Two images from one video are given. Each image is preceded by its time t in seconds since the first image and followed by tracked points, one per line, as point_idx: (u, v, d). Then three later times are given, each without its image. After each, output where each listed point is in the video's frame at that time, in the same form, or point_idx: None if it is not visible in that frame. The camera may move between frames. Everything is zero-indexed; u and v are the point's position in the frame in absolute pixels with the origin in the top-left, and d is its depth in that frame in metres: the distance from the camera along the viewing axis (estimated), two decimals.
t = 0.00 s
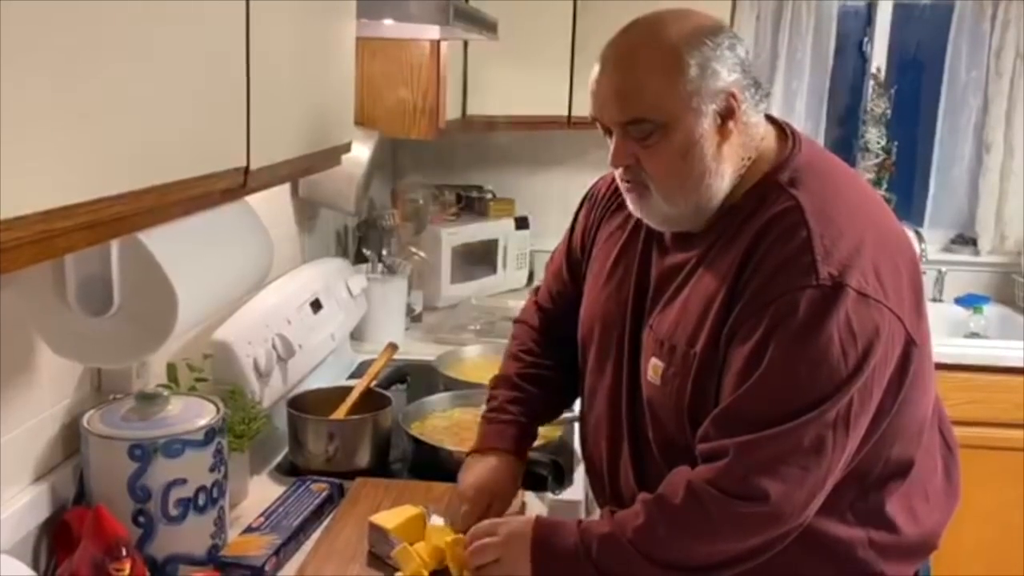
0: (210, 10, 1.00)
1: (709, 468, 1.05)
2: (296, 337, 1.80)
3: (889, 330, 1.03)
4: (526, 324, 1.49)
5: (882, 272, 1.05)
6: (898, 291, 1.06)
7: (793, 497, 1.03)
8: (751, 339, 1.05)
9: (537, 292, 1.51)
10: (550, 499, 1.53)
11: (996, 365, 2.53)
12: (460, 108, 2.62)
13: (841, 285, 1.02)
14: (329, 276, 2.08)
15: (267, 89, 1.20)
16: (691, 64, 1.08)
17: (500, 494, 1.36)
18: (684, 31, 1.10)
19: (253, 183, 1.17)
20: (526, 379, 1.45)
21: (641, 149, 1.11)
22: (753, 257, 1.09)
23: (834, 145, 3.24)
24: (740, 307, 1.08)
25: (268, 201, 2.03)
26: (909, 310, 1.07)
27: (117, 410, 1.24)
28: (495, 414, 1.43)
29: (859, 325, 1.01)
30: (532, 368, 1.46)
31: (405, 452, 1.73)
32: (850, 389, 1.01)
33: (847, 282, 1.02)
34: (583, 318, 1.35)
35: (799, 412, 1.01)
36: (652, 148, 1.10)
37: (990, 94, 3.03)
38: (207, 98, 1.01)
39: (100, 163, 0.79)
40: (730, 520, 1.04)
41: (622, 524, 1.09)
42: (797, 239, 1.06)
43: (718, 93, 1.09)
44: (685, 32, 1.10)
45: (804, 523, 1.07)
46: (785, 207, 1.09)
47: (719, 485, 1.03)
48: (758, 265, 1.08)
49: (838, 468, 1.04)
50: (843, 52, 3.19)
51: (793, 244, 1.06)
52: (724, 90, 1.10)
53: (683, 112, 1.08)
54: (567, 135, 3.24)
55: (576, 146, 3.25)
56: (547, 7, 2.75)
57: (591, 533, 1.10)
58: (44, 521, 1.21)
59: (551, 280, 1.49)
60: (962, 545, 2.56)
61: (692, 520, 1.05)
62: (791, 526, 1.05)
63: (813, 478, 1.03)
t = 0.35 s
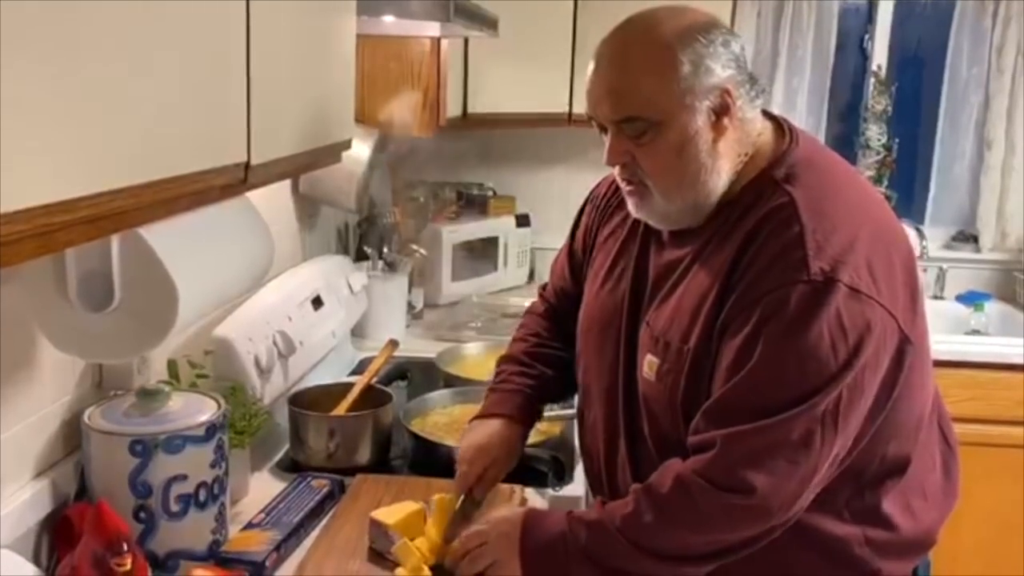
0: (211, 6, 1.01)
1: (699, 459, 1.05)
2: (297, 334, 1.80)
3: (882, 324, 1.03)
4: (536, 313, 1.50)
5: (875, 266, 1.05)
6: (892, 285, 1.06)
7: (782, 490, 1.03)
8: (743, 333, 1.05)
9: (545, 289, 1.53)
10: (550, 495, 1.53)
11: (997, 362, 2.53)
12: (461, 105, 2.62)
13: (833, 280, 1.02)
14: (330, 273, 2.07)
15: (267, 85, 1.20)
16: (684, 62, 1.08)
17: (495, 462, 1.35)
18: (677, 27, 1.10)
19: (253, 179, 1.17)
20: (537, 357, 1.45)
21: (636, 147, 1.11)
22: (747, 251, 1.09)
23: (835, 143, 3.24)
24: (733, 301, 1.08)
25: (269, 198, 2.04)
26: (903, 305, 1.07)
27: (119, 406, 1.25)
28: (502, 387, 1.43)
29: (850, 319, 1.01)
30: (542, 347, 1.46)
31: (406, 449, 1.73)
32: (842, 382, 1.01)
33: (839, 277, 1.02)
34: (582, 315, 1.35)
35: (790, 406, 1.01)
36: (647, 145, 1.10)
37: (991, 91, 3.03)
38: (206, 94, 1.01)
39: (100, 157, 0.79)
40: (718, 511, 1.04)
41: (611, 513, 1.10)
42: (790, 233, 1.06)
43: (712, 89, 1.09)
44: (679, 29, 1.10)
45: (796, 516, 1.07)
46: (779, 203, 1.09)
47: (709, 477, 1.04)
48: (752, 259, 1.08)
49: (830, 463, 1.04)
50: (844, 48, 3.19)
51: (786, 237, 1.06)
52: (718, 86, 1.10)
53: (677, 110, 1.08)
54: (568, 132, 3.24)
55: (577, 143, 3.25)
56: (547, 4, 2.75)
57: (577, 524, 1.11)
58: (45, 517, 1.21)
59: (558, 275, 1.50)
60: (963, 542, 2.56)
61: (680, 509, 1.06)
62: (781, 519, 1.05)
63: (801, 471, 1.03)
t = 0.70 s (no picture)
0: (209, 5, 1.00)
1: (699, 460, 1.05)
2: (296, 333, 1.80)
3: (879, 322, 1.03)
4: (532, 319, 1.50)
5: (872, 264, 1.04)
6: (889, 283, 1.05)
7: (782, 491, 1.02)
8: (739, 334, 1.05)
9: (540, 291, 1.52)
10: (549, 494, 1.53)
11: (997, 361, 2.52)
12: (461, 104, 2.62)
13: (828, 279, 1.01)
14: (330, 272, 2.07)
15: (265, 85, 1.20)
16: (667, 65, 1.08)
17: (501, 480, 1.35)
18: (660, 31, 1.10)
19: (251, 177, 1.17)
20: (533, 365, 1.45)
21: (623, 151, 1.11)
22: (742, 252, 1.09)
23: (835, 141, 3.24)
24: (729, 302, 1.07)
25: (268, 197, 2.03)
26: (899, 303, 1.06)
27: (117, 405, 1.25)
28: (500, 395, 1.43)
29: (847, 318, 1.01)
30: (540, 355, 1.46)
31: (405, 448, 1.73)
32: (839, 381, 1.01)
33: (834, 276, 1.02)
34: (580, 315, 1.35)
35: (791, 406, 1.01)
36: (633, 150, 1.10)
37: (992, 89, 3.01)
38: (207, 93, 1.01)
39: (98, 156, 0.79)
40: (719, 514, 1.04)
41: (614, 519, 1.09)
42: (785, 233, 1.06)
43: (697, 91, 1.09)
44: (661, 32, 1.10)
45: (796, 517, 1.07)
46: (774, 203, 1.09)
47: (709, 479, 1.03)
48: (748, 258, 1.08)
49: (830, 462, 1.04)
50: (845, 46, 3.19)
51: (781, 237, 1.06)
52: (702, 89, 1.09)
53: (660, 115, 1.08)
54: (568, 130, 3.24)
55: (578, 142, 3.25)
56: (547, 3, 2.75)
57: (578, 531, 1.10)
58: (44, 515, 1.21)
59: (553, 276, 1.50)
60: (963, 542, 2.56)
61: (679, 511, 1.05)
62: (781, 520, 1.04)
63: (802, 471, 1.02)
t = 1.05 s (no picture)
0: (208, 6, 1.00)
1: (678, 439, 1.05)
2: (296, 332, 1.80)
3: (866, 314, 1.02)
4: (539, 306, 1.48)
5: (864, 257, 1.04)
6: (880, 276, 1.05)
7: (757, 478, 1.02)
8: (726, 314, 1.05)
9: (546, 278, 1.52)
10: (548, 493, 1.53)
11: (998, 360, 2.52)
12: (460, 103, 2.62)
13: (818, 266, 1.01)
14: (330, 272, 2.07)
15: (265, 83, 1.20)
16: (682, 45, 1.08)
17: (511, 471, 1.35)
18: (677, 13, 1.10)
19: (251, 175, 1.17)
20: (539, 357, 1.44)
21: (635, 132, 1.12)
22: (738, 236, 1.09)
23: (836, 140, 3.24)
24: (721, 285, 1.08)
25: (267, 196, 2.04)
26: (892, 299, 1.06)
27: (116, 405, 1.25)
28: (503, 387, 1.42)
29: (831, 303, 1.00)
30: (544, 349, 1.45)
31: (405, 447, 1.73)
32: (823, 369, 1.00)
33: (824, 263, 1.02)
34: (585, 308, 1.35)
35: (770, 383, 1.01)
36: (644, 130, 1.11)
37: (993, 88, 3.01)
38: (207, 93, 1.01)
39: (97, 158, 0.79)
40: (687, 490, 1.03)
41: (591, 499, 1.09)
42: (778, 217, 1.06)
43: (711, 75, 1.09)
44: (678, 14, 1.10)
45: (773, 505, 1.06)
46: (772, 192, 1.09)
47: (684, 453, 1.03)
48: (742, 244, 1.08)
49: (810, 451, 1.04)
50: (845, 45, 3.19)
51: (776, 224, 1.06)
52: (715, 72, 1.09)
53: (672, 95, 1.08)
54: (568, 129, 3.24)
55: (578, 141, 3.25)
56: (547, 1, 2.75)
57: (554, 514, 1.11)
58: (43, 515, 1.22)
59: (562, 264, 1.50)
60: (963, 541, 2.56)
61: (647, 483, 1.05)
62: (752, 499, 1.03)
63: (779, 454, 1.01)
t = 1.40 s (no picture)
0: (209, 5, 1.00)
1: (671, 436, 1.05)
2: (296, 331, 1.80)
3: (857, 308, 1.01)
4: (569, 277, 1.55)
5: (857, 249, 1.03)
6: (871, 268, 1.04)
7: (750, 473, 1.01)
8: (717, 308, 1.05)
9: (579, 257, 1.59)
10: (549, 492, 1.53)
11: (999, 360, 2.52)
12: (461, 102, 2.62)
13: (807, 257, 1.00)
14: (330, 271, 2.07)
15: (266, 82, 1.20)
16: (676, 40, 1.08)
17: (505, 406, 1.44)
18: (672, 9, 1.10)
19: (251, 174, 1.17)
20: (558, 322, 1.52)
21: (630, 124, 1.12)
22: (730, 228, 1.09)
23: (837, 139, 3.24)
24: (713, 277, 1.08)
25: (268, 195, 2.03)
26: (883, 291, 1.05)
27: (116, 404, 1.25)
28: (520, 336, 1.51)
29: (824, 296, 1.00)
30: (566, 314, 1.52)
31: (405, 447, 1.73)
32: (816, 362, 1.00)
33: (812, 254, 1.00)
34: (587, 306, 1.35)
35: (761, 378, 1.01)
36: (639, 122, 1.11)
37: (994, 87, 3.00)
38: (207, 93, 1.01)
39: (97, 157, 0.79)
40: (682, 485, 1.03)
41: (587, 494, 1.09)
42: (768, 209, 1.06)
43: (705, 68, 1.09)
44: (672, 10, 1.10)
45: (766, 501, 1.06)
46: (763, 184, 1.08)
47: (677, 450, 1.03)
48: (733, 237, 1.08)
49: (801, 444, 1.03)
50: (846, 44, 3.18)
51: (765, 216, 1.05)
52: (708, 66, 1.09)
53: (665, 88, 1.09)
54: (569, 128, 3.24)
55: (579, 140, 3.24)
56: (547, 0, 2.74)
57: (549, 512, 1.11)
58: (42, 515, 1.21)
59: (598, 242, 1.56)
60: (964, 540, 2.57)
61: (642, 480, 1.05)
62: (745, 495, 1.03)
63: (771, 449, 1.01)
